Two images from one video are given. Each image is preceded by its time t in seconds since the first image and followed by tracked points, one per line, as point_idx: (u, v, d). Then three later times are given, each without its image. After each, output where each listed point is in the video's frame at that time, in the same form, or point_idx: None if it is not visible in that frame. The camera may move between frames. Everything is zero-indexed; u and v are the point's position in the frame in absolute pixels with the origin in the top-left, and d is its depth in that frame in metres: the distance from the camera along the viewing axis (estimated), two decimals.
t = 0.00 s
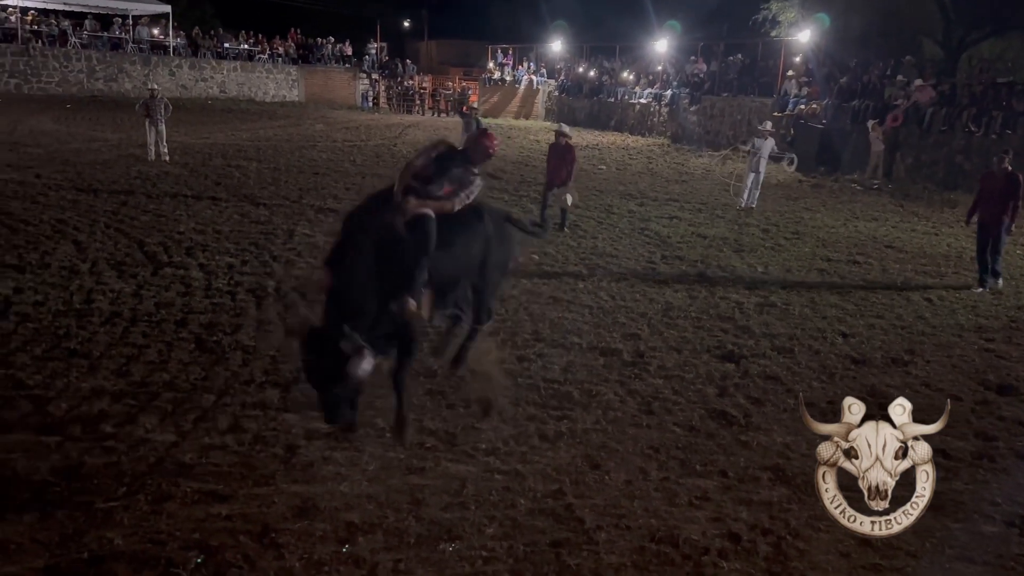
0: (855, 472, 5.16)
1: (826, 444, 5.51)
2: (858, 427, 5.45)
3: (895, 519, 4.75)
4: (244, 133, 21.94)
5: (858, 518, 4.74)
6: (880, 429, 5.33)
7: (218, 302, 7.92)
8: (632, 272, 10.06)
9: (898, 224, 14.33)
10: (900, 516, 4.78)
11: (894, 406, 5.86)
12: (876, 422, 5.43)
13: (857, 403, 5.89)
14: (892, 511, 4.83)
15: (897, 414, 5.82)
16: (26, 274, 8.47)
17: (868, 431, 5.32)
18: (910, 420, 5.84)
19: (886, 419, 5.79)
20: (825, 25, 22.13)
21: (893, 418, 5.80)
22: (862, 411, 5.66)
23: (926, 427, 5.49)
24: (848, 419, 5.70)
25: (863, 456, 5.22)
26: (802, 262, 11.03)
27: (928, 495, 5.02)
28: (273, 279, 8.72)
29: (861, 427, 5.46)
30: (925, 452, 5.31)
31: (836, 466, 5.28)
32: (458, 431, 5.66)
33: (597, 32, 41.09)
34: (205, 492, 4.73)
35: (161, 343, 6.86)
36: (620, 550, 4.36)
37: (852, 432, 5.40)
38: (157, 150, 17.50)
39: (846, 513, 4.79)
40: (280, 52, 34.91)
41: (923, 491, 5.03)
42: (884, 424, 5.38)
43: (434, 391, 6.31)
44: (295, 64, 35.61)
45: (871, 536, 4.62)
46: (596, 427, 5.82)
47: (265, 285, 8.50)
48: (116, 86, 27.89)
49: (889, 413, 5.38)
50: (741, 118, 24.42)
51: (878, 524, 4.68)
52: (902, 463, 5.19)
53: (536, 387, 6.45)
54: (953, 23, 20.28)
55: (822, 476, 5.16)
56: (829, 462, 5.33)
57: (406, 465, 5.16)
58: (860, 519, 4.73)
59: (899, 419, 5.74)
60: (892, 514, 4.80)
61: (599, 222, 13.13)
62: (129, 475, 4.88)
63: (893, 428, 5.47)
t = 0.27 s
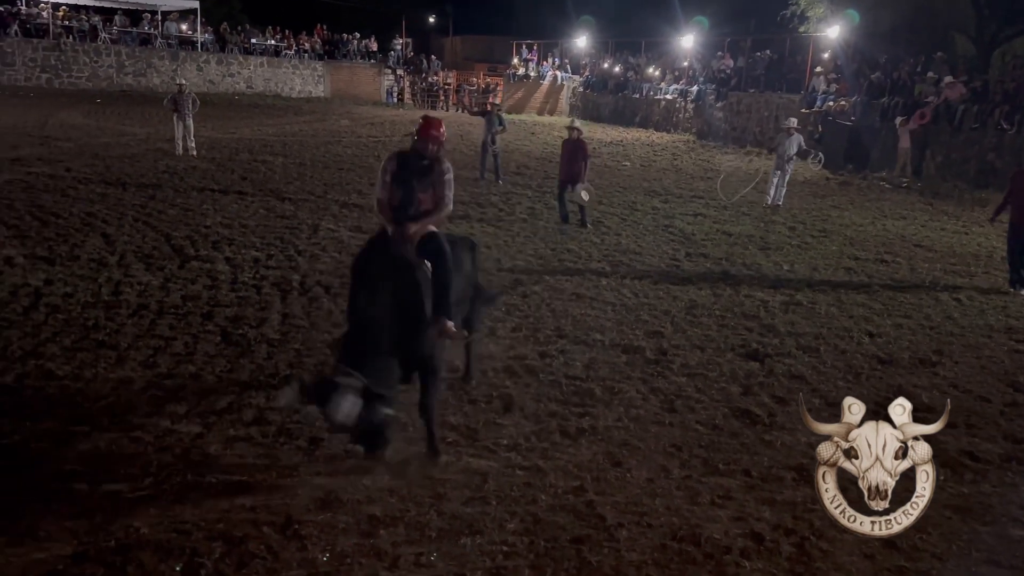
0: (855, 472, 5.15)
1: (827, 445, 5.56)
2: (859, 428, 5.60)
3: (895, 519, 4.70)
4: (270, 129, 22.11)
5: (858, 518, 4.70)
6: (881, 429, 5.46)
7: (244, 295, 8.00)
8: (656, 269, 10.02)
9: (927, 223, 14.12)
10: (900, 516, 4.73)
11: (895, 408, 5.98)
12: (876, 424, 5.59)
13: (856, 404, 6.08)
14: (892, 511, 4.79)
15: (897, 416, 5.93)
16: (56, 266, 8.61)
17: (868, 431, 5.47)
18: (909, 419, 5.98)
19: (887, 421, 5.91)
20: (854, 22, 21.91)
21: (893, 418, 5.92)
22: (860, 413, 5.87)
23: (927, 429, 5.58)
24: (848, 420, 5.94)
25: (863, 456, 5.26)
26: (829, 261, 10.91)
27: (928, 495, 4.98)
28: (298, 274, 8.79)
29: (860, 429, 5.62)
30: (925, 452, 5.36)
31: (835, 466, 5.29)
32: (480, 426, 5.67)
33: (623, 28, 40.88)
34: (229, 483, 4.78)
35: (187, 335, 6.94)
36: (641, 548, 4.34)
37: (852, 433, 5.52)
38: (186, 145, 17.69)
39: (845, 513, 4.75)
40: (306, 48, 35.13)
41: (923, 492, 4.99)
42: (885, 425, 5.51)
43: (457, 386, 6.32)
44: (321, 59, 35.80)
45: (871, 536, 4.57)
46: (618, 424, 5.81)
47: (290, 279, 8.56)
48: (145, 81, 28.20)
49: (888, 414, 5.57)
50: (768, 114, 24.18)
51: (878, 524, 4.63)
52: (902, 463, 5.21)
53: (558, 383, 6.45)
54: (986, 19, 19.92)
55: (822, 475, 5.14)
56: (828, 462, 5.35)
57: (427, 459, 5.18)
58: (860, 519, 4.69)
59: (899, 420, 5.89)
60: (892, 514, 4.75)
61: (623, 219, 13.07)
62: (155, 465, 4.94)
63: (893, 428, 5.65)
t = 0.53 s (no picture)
0: (856, 472, 5.12)
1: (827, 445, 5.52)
2: (858, 428, 5.58)
3: (895, 519, 4.67)
4: (299, 124, 22.30)
5: (858, 518, 4.66)
6: (880, 429, 5.48)
7: (272, 289, 8.10)
8: (683, 266, 9.97)
9: (960, 222, 13.90)
10: (900, 516, 4.69)
11: (895, 408, 5.96)
12: (876, 424, 5.60)
13: (856, 404, 6.02)
14: (892, 511, 4.74)
15: (898, 417, 5.93)
16: (89, 258, 8.76)
17: (867, 431, 5.44)
18: (910, 419, 5.96)
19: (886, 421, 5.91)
20: (887, 19, 21.71)
21: (893, 419, 5.92)
22: (861, 412, 5.82)
23: (928, 429, 5.57)
24: (850, 420, 5.85)
25: (863, 456, 5.24)
26: (859, 260, 10.78)
27: (928, 495, 4.94)
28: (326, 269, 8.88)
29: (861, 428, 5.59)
30: (925, 452, 5.32)
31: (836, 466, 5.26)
32: (504, 421, 5.69)
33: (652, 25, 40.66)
34: (256, 474, 4.84)
35: (216, 327, 7.04)
36: (666, 546, 4.33)
37: (852, 433, 5.49)
38: (216, 140, 17.90)
39: (846, 513, 4.70)
40: (335, 44, 35.39)
41: (923, 491, 4.96)
42: (884, 425, 5.52)
43: (482, 380, 6.35)
44: (349, 55, 36.03)
45: (871, 536, 4.53)
46: (643, 421, 5.79)
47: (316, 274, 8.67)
48: (176, 76, 28.56)
49: (887, 414, 5.56)
50: (798, 111, 23.90)
51: (878, 524, 4.60)
52: (903, 463, 5.18)
53: (582, 379, 6.46)
54: None
55: (823, 476, 5.09)
56: (829, 462, 5.31)
57: (452, 453, 5.21)
58: (860, 519, 4.65)
59: (900, 420, 5.85)
60: (892, 514, 4.71)
61: (649, 216, 13.02)
62: (185, 454, 5.02)
63: (892, 428, 5.61)
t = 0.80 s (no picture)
0: (855, 473, 4.99)
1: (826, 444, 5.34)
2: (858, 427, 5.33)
3: (895, 518, 4.60)
4: (334, 119, 22.52)
5: (858, 518, 4.59)
6: (880, 429, 5.20)
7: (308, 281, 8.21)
8: (716, 264, 9.91)
9: (1002, 222, 13.60)
10: (900, 516, 4.62)
11: (896, 407, 5.71)
12: (876, 423, 5.31)
13: (856, 403, 5.72)
14: (891, 511, 4.67)
15: (899, 415, 5.66)
16: (130, 249, 8.93)
17: (867, 431, 5.20)
18: (910, 419, 5.66)
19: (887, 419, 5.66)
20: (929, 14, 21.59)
21: (893, 418, 5.64)
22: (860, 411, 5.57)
23: (929, 427, 5.35)
24: (850, 418, 5.63)
25: (863, 456, 5.07)
26: (897, 259, 10.61)
27: (928, 495, 4.85)
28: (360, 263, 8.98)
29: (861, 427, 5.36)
30: (926, 452, 5.14)
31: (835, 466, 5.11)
32: (535, 416, 5.70)
33: (688, 20, 40.33)
34: (290, 463, 4.92)
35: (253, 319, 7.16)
36: (696, 544, 4.32)
37: (852, 432, 5.27)
38: (253, 133, 18.15)
39: (845, 512, 4.64)
40: (370, 40, 35.64)
41: (924, 491, 4.86)
42: (885, 425, 5.25)
43: (513, 375, 6.37)
44: (384, 51, 36.26)
45: (871, 536, 4.48)
46: (674, 419, 5.77)
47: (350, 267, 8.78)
48: (215, 71, 28.98)
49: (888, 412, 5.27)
50: (836, 108, 23.55)
51: (878, 524, 4.53)
52: (903, 463, 5.02)
53: (613, 375, 6.45)
54: None
55: (823, 475, 5.00)
56: (828, 462, 5.17)
57: (483, 446, 5.24)
58: (860, 519, 4.59)
59: (898, 419, 5.59)
60: (892, 514, 4.64)
61: (683, 212, 12.95)
62: (222, 442, 5.12)
63: (894, 427, 5.37)
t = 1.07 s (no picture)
0: (856, 472, 5.04)
1: (826, 444, 5.38)
2: (858, 428, 5.49)
3: (895, 518, 4.55)
4: (386, 113, 22.74)
5: (858, 518, 4.55)
6: (882, 430, 5.41)
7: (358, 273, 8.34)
8: (768, 262, 9.76)
9: None
10: (900, 515, 4.58)
11: (896, 408, 5.84)
12: (875, 424, 5.50)
13: (856, 403, 5.86)
14: (892, 511, 4.63)
15: (899, 415, 5.78)
16: (188, 239, 9.18)
17: (868, 432, 5.36)
18: (910, 420, 5.76)
19: (887, 420, 5.77)
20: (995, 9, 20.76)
21: (893, 418, 5.75)
22: (859, 412, 5.70)
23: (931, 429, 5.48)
24: (851, 419, 5.72)
25: (863, 456, 5.16)
26: (957, 260, 10.31)
27: (928, 495, 4.81)
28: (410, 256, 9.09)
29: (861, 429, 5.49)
30: (925, 452, 5.22)
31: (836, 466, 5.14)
32: (582, 411, 5.71)
33: (743, 14, 39.68)
34: (340, 451, 5.01)
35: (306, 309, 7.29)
36: (743, 543, 4.28)
37: (852, 433, 5.39)
38: (308, 127, 18.43)
39: (845, 512, 4.59)
40: (422, 34, 35.87)
41: (923, 492, 4.82)
42: (887, 426, 5.45)
43: (560, 369, 6.38)
44: (435, 45, 36.45)
45: (871, 536, 4.43)
46: (722, 417, 5.72)
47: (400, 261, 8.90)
48: (270, 65, 29.48)
49: (888, 413, 5.47)
50: (895, 104, 22.93)
51: (878, 523, 4.49)
52: (902, 463, 5.10)
53: (661, 373, 6.42)
54: None
55: (823, 475, 4.97)
56: (828, 462, 5.19)
57: (529, 439, 5.27)
58: (860, 519, 4.54)
59: (899, 420, 5.69)
60: (893, 514, 4.60)
61: (734, 209, 12.79)
62: (275, 429, 5.23)
63: (893, 428, 5.49)
